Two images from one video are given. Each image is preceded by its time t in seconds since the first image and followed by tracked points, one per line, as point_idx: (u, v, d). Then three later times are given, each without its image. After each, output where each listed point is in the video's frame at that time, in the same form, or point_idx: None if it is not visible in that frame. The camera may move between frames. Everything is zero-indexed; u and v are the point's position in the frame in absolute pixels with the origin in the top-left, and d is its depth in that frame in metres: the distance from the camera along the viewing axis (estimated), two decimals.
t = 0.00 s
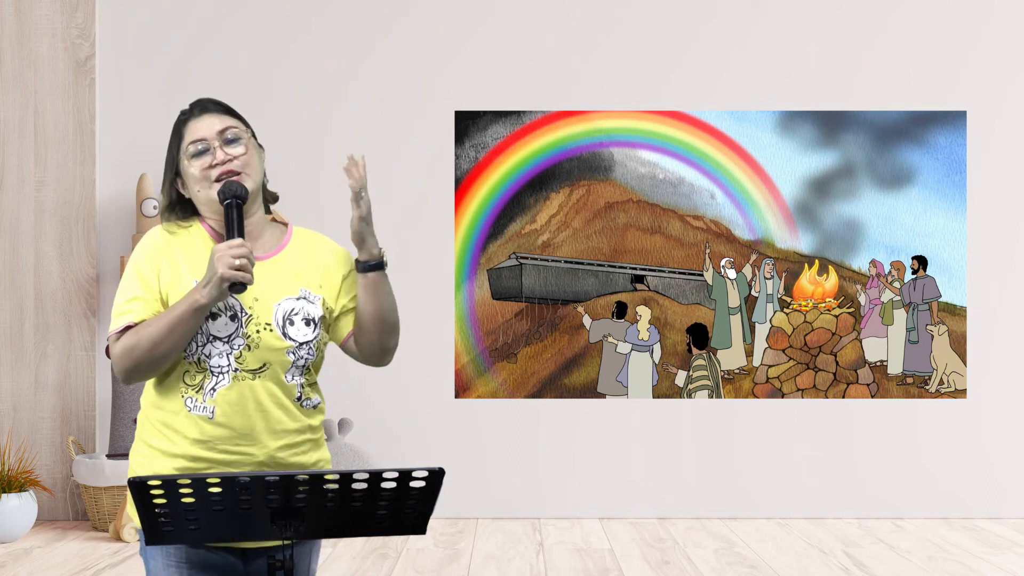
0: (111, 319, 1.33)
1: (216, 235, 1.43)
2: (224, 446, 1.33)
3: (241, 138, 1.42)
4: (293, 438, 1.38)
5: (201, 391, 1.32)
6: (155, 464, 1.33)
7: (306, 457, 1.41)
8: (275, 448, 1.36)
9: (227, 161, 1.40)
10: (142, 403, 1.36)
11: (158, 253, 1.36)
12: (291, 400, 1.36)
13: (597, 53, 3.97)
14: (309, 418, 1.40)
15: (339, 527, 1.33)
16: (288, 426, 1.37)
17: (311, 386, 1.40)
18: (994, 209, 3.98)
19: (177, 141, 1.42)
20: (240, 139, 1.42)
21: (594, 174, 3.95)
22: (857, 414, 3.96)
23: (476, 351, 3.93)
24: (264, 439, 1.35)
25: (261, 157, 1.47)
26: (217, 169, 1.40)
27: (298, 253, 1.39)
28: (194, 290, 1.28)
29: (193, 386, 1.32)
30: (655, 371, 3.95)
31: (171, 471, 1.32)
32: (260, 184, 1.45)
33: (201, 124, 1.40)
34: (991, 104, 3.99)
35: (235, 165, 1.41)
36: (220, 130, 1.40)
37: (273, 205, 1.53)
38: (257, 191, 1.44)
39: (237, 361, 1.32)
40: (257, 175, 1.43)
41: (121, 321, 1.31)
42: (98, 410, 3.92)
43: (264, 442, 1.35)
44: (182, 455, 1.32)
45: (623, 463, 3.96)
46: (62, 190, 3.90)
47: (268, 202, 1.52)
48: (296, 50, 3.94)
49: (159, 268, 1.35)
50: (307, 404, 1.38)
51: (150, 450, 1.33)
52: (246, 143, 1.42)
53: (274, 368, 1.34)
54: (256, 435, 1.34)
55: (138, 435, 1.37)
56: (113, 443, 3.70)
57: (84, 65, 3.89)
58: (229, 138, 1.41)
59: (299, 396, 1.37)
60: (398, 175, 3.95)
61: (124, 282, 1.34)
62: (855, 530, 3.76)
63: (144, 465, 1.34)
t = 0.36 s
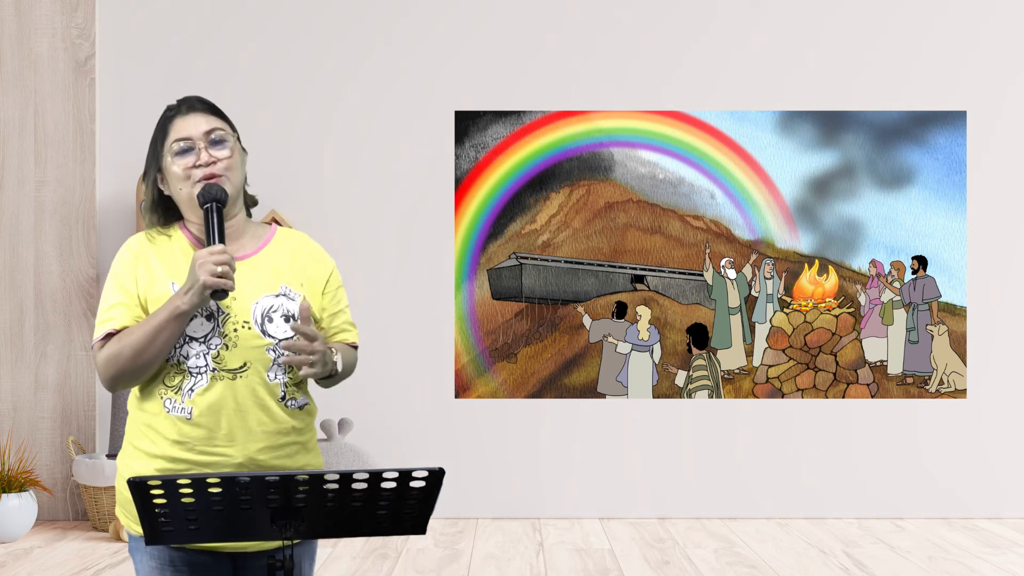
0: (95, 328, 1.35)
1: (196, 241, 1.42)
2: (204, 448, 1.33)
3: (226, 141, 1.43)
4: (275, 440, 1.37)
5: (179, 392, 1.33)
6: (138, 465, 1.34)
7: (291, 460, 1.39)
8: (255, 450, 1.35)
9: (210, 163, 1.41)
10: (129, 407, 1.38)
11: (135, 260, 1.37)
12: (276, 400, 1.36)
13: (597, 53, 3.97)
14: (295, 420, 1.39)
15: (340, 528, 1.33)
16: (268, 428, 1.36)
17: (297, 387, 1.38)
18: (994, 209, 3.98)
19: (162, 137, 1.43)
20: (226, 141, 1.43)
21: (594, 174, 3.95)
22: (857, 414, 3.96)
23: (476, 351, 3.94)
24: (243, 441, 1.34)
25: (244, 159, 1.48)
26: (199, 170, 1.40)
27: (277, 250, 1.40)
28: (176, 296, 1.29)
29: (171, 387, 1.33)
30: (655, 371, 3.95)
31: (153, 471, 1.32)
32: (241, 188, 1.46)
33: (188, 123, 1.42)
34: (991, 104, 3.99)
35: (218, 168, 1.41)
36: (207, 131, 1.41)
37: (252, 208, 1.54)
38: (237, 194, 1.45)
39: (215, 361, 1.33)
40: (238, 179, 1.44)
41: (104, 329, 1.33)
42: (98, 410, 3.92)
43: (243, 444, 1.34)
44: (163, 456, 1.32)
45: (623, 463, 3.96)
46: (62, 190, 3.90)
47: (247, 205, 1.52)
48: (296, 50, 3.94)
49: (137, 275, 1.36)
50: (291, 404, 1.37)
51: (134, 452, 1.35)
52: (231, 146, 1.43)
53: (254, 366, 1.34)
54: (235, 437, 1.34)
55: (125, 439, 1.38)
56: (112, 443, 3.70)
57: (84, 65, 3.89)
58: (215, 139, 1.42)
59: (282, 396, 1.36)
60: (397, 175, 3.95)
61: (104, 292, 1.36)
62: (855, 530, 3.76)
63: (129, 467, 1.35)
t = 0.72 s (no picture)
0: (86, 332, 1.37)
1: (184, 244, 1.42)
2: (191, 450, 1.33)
3: (216, 143, 1.44)
4: (263, 444, 1.37)
5: (167, 396, 1.33)
6: (127, 465, 1.35)
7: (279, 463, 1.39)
8: (242, 452, 1.35)
9: (199, 166, 1.42)
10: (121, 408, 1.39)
11: (124, 265, 1.39)
12: (263, 403, 1.36)
13: (597, 53, 3.97)
14: (284, 424, 1.39)
15: (340, 528, 1.33)
16: (255, 431, 1.36)
17: (286, 390, 1.38)
18: (994, 209, 3.98)
19: (152, 139, 1.45)
20: (215, 144, 1.44)
21: (594, 174, 3.95)
22: (857, 414, 3.96)
23: (476, 351, 3.94)
24: (232, 443, 1.35)
25: (234, 163, 1.49)
26: (187, 173, 1.42)
27: (265, 254, 1.40)
28: (161, 302, 1.30)
29: (158, 391, 1.34)
30: (655, 371, 3.95)
31: (141, 472, 1.33)
32: (231, 191, 1.47)
33: (177, 125, 1.43)
34: (991, 104, 3.99)
35: (207, 171, 1.42)
36: (195, 133, 1.43)
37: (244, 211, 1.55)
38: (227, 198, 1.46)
39: (201, 365, 1.34)
40: (228, 182, 1.45)
41: (91, 334, 1.35)
42: (98, 410, 3.92)
43: (230, 446, 1.35)
44: (150, 457, 1.33)
45: (623, 463, 3.96)
46: (62, 190, 3.90)
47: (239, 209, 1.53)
48: (296, 49, 3.94)
49: (125, 280, 1.38)
50: (279, 408, 1.37)
51: (124, 452, 1.35)
52: (220, 148, 1.45)
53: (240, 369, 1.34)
54: (222, 439, 1.34)
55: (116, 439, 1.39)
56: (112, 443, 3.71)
57: (84, 65, 3.89)
58: (204, 142, 1.43)
59: (269, 399, 1.36)
60: (397, 175, 3.95)
61: (95, 297, 1.38)
62: (855, 530, 3.76)
63: (119, 468, 1.36)
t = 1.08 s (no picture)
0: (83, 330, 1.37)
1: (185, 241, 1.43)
2: (189, 449, 1.33)
3: (221, 145, 1.43)
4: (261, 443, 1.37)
5: (167, 395, 1.33)
6: (125, 464, 1.35)
7: (277, 464, 1.39)
8: (240, 452, 1.35)
9: (202, 167, 1.41)
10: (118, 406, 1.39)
11: (124, 263, 1.39)
12: (261, 405, 1.36)
13: (597, 53, 3.97)
14: (281, 425, 1.39)
15: (340, 527, 1.34)
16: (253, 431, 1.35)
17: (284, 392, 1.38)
18: (994, 209, 3.98)
19: (158, 139, 1.44)
20: (221, 145, 1.43)
21: (594, 174, 3.95)
22: (857, 414, 3.96)
23: (476, 351, 3.94)
24: (230, 443, 1.34)
25: (240, 164, 1.48)
26: (190, 173, 1.41)
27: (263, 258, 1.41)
28: (154, 301, 1.30)
29: (159, 389, 1.34)
30: (655, 371, 3.95)
31: (139, 470, 1.33)
32: (235, 193, 1.47)
33: (184, 125, 1.43)
34: (991, 104, 3.98)
35: (210, 173, 1.42)
36: (201, 134, 1.42)
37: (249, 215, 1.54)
38: (230, 200, 1.45)
39: (199, 366, 1.33)
40: (231, 184, 1.44)
41: (88, 332, 1.35)
42: (98, 411, 3.92)
43: (228, 445, 1.34)
44: (148, 455, 1.33)
45: (623, 463, 3.96)
46: (62, 190, 3.90)
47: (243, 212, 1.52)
48: (296, 49, 3.93)
49: (125, 279, 1.38)
50: (277, 410, 1.37)
51: (122, 450, 1.35)
52: (225, 150, 1.44)
53: (239, 372, 1.34)
54: (220, 438, 1.34)
55: (114, 438, 1.39)
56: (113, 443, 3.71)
57: (84, 65, 3.89)
58: (209, 143, 1.42)
59: (267, 401, 1.36)
60: (397, 175, 3.95)
61: (94, 295, 1.38)
62: (855, 530, 3.76)
63: (116, 467, 1.36)
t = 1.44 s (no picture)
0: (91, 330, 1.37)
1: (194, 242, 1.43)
2: (198, 447, 1.33)
3: (232, 146, 1.42)
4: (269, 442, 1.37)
5: (179, 395, 1.33)
6: (131, 461, 1.34)
7: (283, 463, 1.39)
8: (250, 450, 1.35)
9: (211, 167, 1.40)
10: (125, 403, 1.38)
11: (135, 264, 1.39)
12: (270, 407, 1.37)
13: (597, 53, 3.97)
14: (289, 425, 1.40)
15: (339, 527, 1.34)
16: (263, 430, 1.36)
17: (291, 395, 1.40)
18: (994, 209, 3.98)
19: (170, 136, 1.44)
20: (231, 147, 1.42)
21: (594, 174, 3.95)
22: (857, 414, 3.96)
23: (476, 351, 3.94)
24: (239, 441, 1.35)
25: (250, 166, 1.47)
26: (198, 172, 1.40)
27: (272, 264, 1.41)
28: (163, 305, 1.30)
29: (169, 390, 1.34)
30: (655, 371, 3.95)
31: (148, 468, 1.32)
32: (242, 195, 1.45)
33: (195, 124, 1.42)
34: (991, 104, 3.98)
35: (218, 173, 1.41)
36: (212, 134, 1.41)
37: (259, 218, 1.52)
38: (236, 201, 1.44)
39: (211, 369, 1.34)
40: (239, 185, 1.43)
41: (98, 333, 1.34)
42: (98, 411, 3.92)
43: (238, 443, 1.35)
44: (157, 453, 1.32)
45: (623, 463, 3.96)
46: (62, 190, 3.90)
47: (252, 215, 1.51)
48: (296, 49, 3.93)
49: (135, 280, 1.38)
50: (285, 412, 1.39)
51: (129, 447, 1.35)
52: (235, 152, 1.42)
53: (249, 375, 1.35)
54: (231, 436, 1.34)
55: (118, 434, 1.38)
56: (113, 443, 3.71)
57: (84, 65, 3.89)
58: (220, 143, 1.41)
59: (276, 403, 1.37)
60: (397, 174, 3.95)
61: (102, 295, 1.37)
62: (855, 530, 3.76)
63: (122, 463, 1.35)
